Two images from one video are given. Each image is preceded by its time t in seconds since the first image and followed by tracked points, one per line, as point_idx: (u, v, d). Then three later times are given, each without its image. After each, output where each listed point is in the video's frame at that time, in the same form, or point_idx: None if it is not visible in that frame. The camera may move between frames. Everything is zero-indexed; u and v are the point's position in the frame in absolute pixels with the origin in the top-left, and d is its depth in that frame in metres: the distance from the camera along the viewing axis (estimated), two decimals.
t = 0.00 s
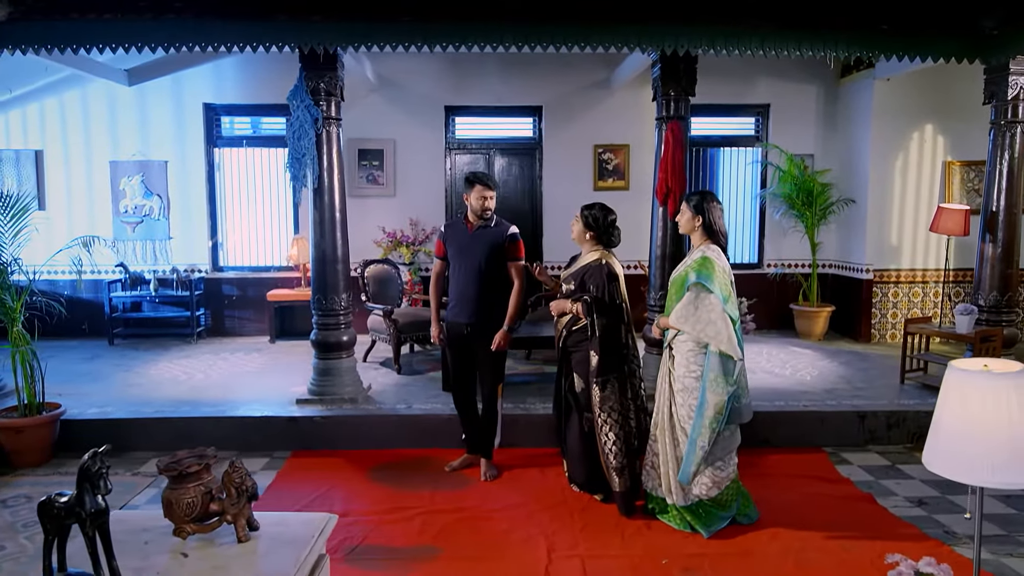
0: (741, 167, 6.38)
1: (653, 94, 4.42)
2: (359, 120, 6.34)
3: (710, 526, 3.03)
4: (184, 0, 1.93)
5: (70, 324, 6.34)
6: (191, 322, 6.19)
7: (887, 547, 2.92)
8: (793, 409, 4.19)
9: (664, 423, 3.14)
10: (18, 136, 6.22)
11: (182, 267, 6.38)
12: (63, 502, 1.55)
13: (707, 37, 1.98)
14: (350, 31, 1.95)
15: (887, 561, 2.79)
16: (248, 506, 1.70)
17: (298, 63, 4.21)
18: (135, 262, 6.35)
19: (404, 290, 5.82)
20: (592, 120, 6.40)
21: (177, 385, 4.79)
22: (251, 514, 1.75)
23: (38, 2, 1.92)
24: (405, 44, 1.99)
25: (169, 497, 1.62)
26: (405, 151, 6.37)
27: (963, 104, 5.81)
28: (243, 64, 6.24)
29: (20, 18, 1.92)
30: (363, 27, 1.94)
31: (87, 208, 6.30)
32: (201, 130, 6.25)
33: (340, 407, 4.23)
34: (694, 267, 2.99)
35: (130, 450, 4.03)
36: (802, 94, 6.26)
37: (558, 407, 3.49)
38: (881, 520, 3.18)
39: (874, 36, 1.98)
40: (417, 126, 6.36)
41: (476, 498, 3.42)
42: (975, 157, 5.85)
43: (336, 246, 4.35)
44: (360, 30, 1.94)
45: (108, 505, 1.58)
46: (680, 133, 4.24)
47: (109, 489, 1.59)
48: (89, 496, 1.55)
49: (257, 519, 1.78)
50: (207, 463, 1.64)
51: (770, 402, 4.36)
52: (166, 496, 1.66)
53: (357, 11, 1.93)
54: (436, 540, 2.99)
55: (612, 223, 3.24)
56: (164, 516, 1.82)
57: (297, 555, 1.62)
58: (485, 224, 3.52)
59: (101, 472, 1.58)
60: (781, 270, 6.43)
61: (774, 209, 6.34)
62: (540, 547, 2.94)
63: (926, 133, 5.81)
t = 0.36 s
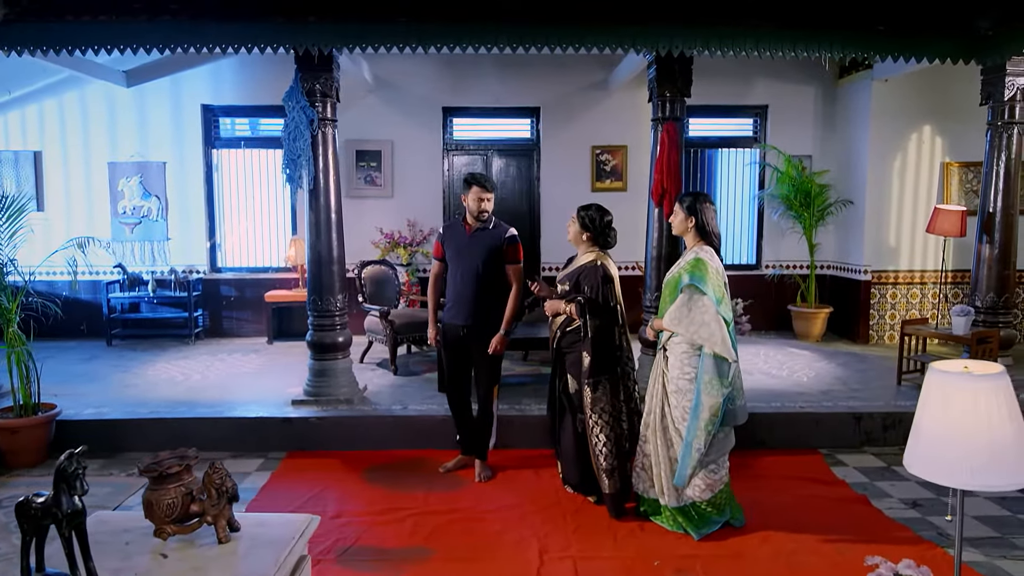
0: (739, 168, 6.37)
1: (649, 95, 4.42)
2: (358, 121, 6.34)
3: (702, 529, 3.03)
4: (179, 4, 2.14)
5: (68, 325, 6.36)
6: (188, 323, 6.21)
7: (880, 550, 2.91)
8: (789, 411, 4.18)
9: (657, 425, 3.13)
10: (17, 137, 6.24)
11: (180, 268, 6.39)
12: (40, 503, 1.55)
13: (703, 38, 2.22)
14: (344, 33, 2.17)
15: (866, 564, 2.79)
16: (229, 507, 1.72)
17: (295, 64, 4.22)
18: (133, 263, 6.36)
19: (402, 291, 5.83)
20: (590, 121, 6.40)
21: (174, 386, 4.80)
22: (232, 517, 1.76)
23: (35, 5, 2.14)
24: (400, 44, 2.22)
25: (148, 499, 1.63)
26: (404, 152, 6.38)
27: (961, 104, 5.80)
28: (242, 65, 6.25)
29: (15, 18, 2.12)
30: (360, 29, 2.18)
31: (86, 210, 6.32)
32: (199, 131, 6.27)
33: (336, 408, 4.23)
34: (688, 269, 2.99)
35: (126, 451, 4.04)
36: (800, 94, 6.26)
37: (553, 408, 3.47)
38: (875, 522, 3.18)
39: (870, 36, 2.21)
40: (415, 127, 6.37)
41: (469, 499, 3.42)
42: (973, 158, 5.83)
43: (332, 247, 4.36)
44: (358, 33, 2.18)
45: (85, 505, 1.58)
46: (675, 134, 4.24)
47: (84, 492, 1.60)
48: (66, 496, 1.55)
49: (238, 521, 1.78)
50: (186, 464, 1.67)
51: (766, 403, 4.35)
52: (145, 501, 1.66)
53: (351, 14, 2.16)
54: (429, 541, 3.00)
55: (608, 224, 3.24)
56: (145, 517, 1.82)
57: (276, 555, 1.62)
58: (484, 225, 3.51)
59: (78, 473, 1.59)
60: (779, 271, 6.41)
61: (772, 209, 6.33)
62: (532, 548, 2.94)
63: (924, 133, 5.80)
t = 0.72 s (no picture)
0: (737, 167, 6.36)
1: (645, 94, 4.41)
2: (355, 120, 6.34)
3: (693, 528, 3.04)
4: (171, 3, 2.14)
5: (67, 324, 6.39)
6: (186, 322, 6.22)
7: (873, 550, 2.91)
8: (784, 410, 4.18)
9: (650, 423, 3.13)
10: (15, 136, 6.25)
11: (178, 268, 6.40)
12: (17, 501, 1.55)
13: (697, 37, 2.21)
14: (337, 29, 2.18)
15: (845, 565, 2.78)
16: (209, 505, 1.71)
17: (290, 64, 4.22)
18: (131, 262, 6.37)
19: (399, 290, 5.82)
20: (588, 120, 6.40)
21: (171, 385, 4.81)
22: (213, 515, 1.75)
23: (29, 5, 2.13)
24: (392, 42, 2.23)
25: (129, 498, 1.62)
26: (401, 152, 6.38)
27: (959, 104, 5.78)
28: (239, 64, 6.25)
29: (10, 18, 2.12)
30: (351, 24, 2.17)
31: (84, 209, 6.33)
32: (197, 130, 6.27)
33: (331, 407, 4.24)
34: (681, 268, 2.98)
35: (121, 450, 4.05)
36: (798, 93, 6.24)
37: (547, 407, 3.46)
38: (868, 522, 3.17)
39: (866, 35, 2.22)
40: (412, 126, 6.37)
41: (463, 498, 3.42)
42: (972, 157, 5.81)
43: (328, 246, 4.36)
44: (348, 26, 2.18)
45: (62, 504, 1.58)
46: (671, 134, 4.24)
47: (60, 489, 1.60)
48: (42, 495, 1.55)
49: (219, 519, 1.78)
50: (168, 463, 1.65)
51: (761, 403, 4.35)
52: (127, 497, 1.66)
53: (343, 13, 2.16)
54: (421, 540, 3.00)
55: (604, 224, 3.23)
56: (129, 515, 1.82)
57: (255, 555, 1.62)
58: (482, 224, 3.43)
59: (55, 471, 1.59)
60: (777, 270, 6.41)
61: (769, 209, 6.32)
62: (524, 547, 2.94)
63: (923, 133, 5.78)
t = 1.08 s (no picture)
0: (734, 167, 6.36)
1: (640, 94, 4.41)
2: (351, 120, 6.34)
3: (685, 527, 3.04)
4: (166, 3, 2.19)
5: (64, 324, 6.40)
6: (183, 322, 6.22)
7: (865, 550, 2.91)
8: (779, 411, 4.18)
9: (643, 423, 3.13)
10: (12, 136, 6.26)
11: (175, 267, 6.41)
12: None
13: (692, 36, 2.25)
14: (332, 29, 2.21)
15: (826, 565, 2.77)
16: (190, 506, 1.71)
17: (285, 64, 4.22)
18: (128, 262, 6.38)
19: (396, 290, 5.82)
20: (585, 120, 6.39)
21: (166, 385, 4.81)
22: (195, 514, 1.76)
23: (23, 5, 2.17)
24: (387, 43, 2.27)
25: (110, 497, 1.63)
26: (398, 151, 6.38)
27: (956, 104, 5.77)
28: (237, 64, 6.26)
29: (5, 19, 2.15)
30: (347, 25, 2.21)
31: (82, 209, 6.34)
32: (195, 130, 6.28)
33: (326, 407, 4.24)
34: (673, 268, 2.97)
35: (116, 450, 4.05)
36: (795, 93, 6.24)
37: (541, 407, 3.44)
38: (861, 522, 3.17)
39: (858, 35, 2.27)
40: (409, 126, 6.37)
41: (456, 498, 3.42)
42: (968, 157, 5.80)
43: (323, 246, 4.36)
44: (344, 28, 2.22)
45: (40, 504, 1.59)
46: (666, 134, 4.24)
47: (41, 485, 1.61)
48: (21, 495, 1.56)
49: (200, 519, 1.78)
50: (149, 464, 1.66)
51: (756, 404, 4.34)
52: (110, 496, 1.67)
53: (336, 12, 2.18)
54: (413, 540, 3.00)
55: (597, 224, 3.23)
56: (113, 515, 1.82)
57: (235, 554, 1.62)
58: (478, 224, 3.39)
59: (33, 472, 1.59)
60: (775, 270, 6.40)
61: (767, 209, 6.32)
62: (516, 547, 2.94)
63: (920, 132, 5.77)
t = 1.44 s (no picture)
0: (732, 167, 6.35)
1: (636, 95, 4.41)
2: (349, 120, 6.35)
3: (678, 527, 3.05)
4: (163, 3, 2.19)
5: (62, 324, 6.41)
6: (182, 322, 6.23)
7: (858, 549, 2.90)
8: (774, 411, 4.17)
9: (637, 422, 3.13)
10: (11, 136, 6.27)
11: (173, 268, 6.42)
12: None
13: (684, 37, 2.25)
14: (330, 31, 2.21)
15: (806, 566, 2.75)
16: (174, 505, 1.62)
17: (281, 64, 4.22)
18: (127, 262, 6.40)
19: (393, 290, 5.82)
20: (583, 120, 6.39)
21: (163, 385, 4.81)
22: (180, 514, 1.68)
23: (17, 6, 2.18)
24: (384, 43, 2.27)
25: (92, 497, 1.54)
26: (396, 151, 6.38)
27: (954, 104, 5.76)
28: (235, 64, 6.26)
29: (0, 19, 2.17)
30: (344, 26, 2.21)
31: (80, 209, 6.36)
32: (193, 130, 6.30)
33: (322, 407, 4.24)
34: (666, 267, 2.97)
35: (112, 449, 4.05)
36: (793, 93, 6.23)
37: (536, 407, 3.42)
38: (856, 523, 3.16)
39: (851, 34, 2.26)
40: (407, 126, 6.37)
41: (450, 498, 3.42)
42: (966, 157, 5.78)
43: (319, 246, 4.36)
44: (341, 28, 2.22)
45: (21, 504, 1.48)
46: (662, 133, 4.22)
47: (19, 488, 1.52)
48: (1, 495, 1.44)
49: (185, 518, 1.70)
50: (133, 463, 1.57)
51: (752, 404, 4.34)
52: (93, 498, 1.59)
53: (334, 13, 2.18)
54: (406, 540, 2.99)
55: (592, 225, 3.23)
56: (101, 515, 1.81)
57: (219, 554, 1.55)
58: (474, 225, 3.36)
59: (13, 471, 1.46)
60: (772, 271, 6.39)
61: (765, 209, 6.31)
62: (508, 547, 2.93)
63: (918, 132, 5.76)
